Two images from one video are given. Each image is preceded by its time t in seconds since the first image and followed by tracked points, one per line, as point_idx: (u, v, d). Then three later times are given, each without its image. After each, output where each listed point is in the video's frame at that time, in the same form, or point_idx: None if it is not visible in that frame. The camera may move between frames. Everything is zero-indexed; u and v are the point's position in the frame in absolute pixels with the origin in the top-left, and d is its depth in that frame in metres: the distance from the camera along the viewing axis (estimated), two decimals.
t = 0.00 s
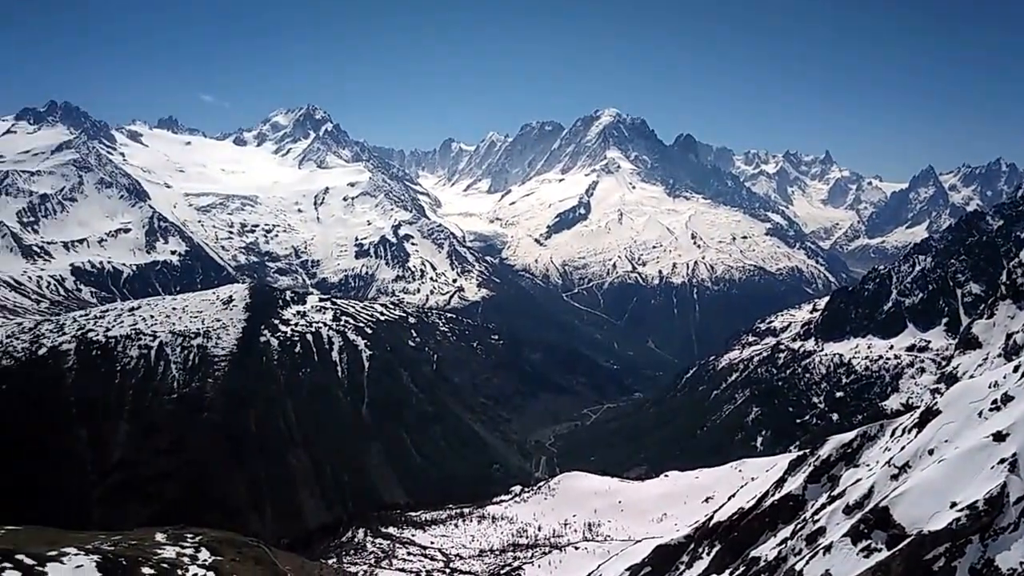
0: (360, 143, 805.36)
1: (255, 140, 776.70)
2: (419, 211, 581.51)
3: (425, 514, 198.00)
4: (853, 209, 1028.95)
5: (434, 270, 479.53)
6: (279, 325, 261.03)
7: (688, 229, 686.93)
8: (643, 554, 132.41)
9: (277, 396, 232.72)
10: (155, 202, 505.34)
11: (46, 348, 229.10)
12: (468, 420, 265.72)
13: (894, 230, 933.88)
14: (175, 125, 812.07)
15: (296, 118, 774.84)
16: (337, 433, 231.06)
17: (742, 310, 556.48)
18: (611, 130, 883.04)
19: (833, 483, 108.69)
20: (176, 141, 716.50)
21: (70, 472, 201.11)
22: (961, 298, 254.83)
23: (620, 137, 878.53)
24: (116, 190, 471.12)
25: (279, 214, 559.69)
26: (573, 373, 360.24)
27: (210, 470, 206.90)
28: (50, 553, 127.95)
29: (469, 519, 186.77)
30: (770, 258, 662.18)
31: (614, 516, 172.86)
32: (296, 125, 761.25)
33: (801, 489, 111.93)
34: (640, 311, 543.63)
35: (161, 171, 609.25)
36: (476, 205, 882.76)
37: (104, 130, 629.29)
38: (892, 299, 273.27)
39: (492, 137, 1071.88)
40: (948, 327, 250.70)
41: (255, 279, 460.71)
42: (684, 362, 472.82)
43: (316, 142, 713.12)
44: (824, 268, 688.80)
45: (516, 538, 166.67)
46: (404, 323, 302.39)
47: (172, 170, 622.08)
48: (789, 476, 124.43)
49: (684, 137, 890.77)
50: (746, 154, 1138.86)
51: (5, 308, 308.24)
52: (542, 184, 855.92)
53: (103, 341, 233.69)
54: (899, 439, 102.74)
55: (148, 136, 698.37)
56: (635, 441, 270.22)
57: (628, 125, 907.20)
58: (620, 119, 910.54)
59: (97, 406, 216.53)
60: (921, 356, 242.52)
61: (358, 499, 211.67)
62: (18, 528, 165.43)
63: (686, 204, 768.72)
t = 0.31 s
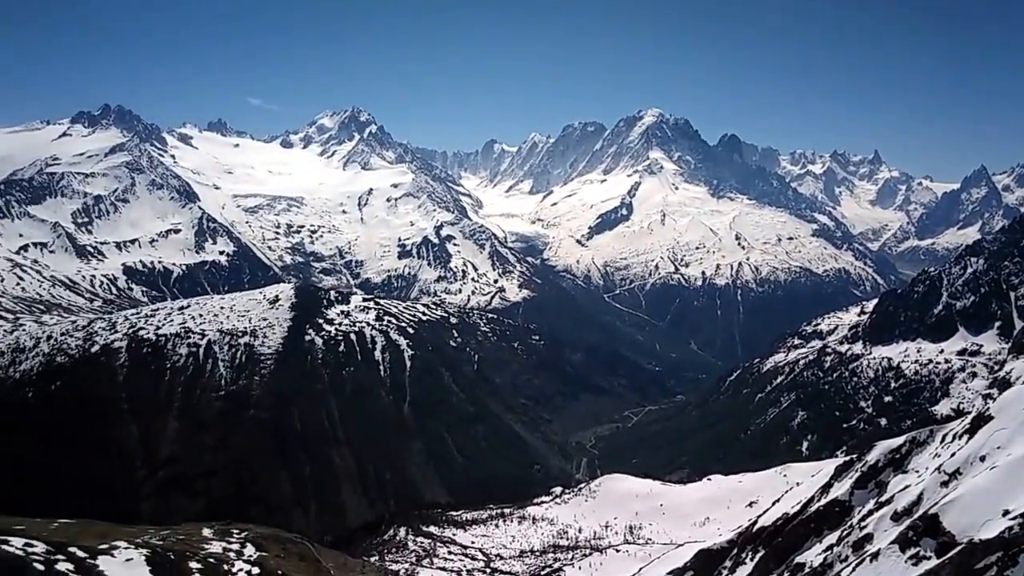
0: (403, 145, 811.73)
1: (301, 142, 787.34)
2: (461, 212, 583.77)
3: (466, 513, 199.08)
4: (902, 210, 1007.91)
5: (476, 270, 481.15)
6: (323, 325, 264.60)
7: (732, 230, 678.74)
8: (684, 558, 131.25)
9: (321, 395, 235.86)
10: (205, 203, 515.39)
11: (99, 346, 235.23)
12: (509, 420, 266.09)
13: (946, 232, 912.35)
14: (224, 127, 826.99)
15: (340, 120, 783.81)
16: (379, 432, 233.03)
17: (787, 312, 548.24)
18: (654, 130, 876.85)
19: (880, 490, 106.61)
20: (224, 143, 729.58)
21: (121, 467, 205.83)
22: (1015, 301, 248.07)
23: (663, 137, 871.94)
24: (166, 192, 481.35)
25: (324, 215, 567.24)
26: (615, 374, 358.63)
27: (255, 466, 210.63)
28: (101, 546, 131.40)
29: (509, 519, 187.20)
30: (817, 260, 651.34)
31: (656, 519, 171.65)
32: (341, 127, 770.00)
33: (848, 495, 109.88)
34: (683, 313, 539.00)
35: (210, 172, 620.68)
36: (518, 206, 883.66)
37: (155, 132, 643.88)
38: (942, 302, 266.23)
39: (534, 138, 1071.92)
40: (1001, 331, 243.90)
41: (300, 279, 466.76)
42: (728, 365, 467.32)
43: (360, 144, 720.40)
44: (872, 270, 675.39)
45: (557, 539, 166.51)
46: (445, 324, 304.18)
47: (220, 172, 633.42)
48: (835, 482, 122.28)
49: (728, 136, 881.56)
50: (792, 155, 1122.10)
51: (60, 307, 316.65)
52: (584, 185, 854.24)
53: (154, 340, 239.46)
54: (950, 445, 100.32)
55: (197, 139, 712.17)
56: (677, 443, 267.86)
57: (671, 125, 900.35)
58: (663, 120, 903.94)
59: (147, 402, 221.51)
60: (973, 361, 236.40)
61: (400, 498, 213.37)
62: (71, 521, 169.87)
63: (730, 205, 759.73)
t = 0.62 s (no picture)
0: (445, 146, 816.47)
1: (345, 143, 796.57)
2: (503, 212, 584.74)
3: (506, 513, 199.51)
4: (954, 210, 984.74)
5: (517, 270, 481.67)
6: (366, 324, 267.40)
7: (777, 230, 669.28)
8: (727, 563, 129.90)
9: (363, 394, 238.33)
10: (252, 204, 524.37)
11: (149, 343, 240.50)
12: (549, 421, 265.68)
13: (999, 232, 889.26)
14: (271, 129, 840.20)
15: (384, 121, 791.06)
16: (420, 431, 234.56)
17: (834, 314, 539.07)
18: (697, 129, 868.75)
19: (930, 496, 104.15)
20: (271, 144, 741.25)
21: (170, 461, 210.31)
22: None
23: (707, 136, 863.53)
24: (215, 192, 490.71)
25: (367, 216, 573.34)
26: (657, 376, 356.29)
27: (298, 464, 213.69)
28: (150, 539, 134.34)
29: (550, 520, 187.20)
30: (864, 261, 639.26)
31: (699, 522, 170.11)
32: (384, 128, 777.34)
33: (896, 501, 107.70)
34: (727, 314, 533.42)
35: (256, 173, 631.05)
36: (560, 206, 882.86)
37: (204, 134, 656.99)
38: (995, 304, 257.80)
39: (576, 138, 1069.68)
40: None
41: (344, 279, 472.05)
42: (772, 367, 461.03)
43: (403, 144, 726.27)
44: (922, 271, 660.79)
45: (597, 541, 165.93)
46: (486, 324, 305.40)
47: (266, 173, 643.66)
48: (882, 487, 119.95)
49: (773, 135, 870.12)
50: (839, 154, 1102.93)
51: (112, 305, 324.57)
52: (626, 185, 850.79)
53: (202, 337, 244.52)
54: (1003, 451, 97.69)
55: (244, 140, 724.50)
56: (720, 446, 265.05)
57: (715, 124, 891.37)
58: (707, 119, 895.23)
59: (195, 399, 226.19)
60: None
61: (442, 496, 214.37)
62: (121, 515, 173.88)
63: (775, 205, 749.01)
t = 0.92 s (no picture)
0: (487, 146, 818.28)
1: (388, 143, 803.13)
2: (544, 212, 584.36)
3: (547, 513, 199.29)
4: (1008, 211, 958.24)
5: (557, 270, 480.74)
6: (407, 322, 269.60)
7: (823, 230, 657.83)
8: (770, 568, 128.21)
9: (405, 392, 240.13)
10: (297, 204, 531.46)
11: (197, 339, 245.79)
12: (590, 420, 264.41)
13: None
14: (315, 130, 850.74)
15: (426, 122, 795.78)
16: (461, 429, 235.07)
17: (882, 316, 528.33)
18: (741, 128, 857.91)
19: (982, 502, 101.47)
20: (316, 145, 750.75)
21: (217, 456, 214.68)
22: None
23: (751, 135, 852.40)
24: (262, 192, 498.57)
25: (409, 215, 577.57)
26: (700, 376, 352.74)
27: (341, 460, 216.43)
28: (197, 532, 137.01)
29: (590, 520, 186.75)
30: (914, 262, 625.29)
31: (742, 526, 168.14)
32: (426, 128, 782.02)
33: (945, 507, 105.26)
34: (772, 315, 526.20)
35: (302, 173, 639.77)
36: (601, 206, 878.97)
37: (251, 135, 667.55)
38: None
39: (618, 137, 1064.35)
40: None
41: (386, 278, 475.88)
42: (818, 370, 453.38)
43: (445, 144, 729.54)
44: (974, 273, 644.15)
45: (639, 543, 164.96)
46: (527, 323, 305.86)
47: (311, 173, 652.08)
48: (931, 494, 117.20)
49: (820, 134, 855.83)
50: (888, 153, 1080.43)
51: (162, 302, 331.70)
52: (668, 184, 844.09)
53: (248, 334, 249.01)
54: None
55: (290, 140, 734.73)
56: (765, 449, 261.40)
57: (760, 123, 879.49)
58: (751, 117, 883.79)
59: (241, 396, 230.43)
60: None
61: (483, 494, 214.61)
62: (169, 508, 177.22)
63: (821, 205, 736.77)
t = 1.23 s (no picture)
0: (529, 145, 818.47)
1: (430, 143, 808.07)
2: (586, 211, 582.32)
3: (586, 513, 198.79)
4: None
5: (599, 270, 478.88)
6: (448, 321, 271.12)
7: (872, 231, 644.81)
8: (815, 573, 126.33)
9: (446, 390, 241.50)
10: (341, 203, 537.45)
11: (243, 336, 250.30)
12: (631, 421, 262.36)
13: None
14: (360, 130, 859.90)
15: (468, 121, 798.65)
16: (501, 428, 235.32)
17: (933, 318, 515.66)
18: (788, 126, 844.93)
19: None
20: (359, 145, 758.80)
21: (261, 451, 218.20)
22: None
23: (798, 133, 838.79)
24: (306, 192, 505.57)
25: (451, 214, 580.94)
26: (744, 377, 348.00)
27: (383, 457, 218.52)
28: (241, 526, 139.45)
29: (630, 522, 185.88)
30: (966, 263, 609.84)
31: (786, 530, 165.88)
32: (468, 128, 784.98)
33: (998, 515, 102.33)
34: (818, 317, 518.84)
35: (346, 173, 647.12)
36: (644, 205, 874.02)
37: (296, 135, 676.93)
38: None
39: (661, 136, 1056.77)
40: None
41: (427, 277, 478.91)
42: (864, 372, 445.46)
43: (487, 144, 731.02)
44: None
45: (680, 545, 163.76)
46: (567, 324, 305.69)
47: (355, 172, 659.03)
48: (984, 501, 114.10)
49: (870, 132, 839.17)
50: (940, 152, 1054.73)
51: (209, 299, 338.04)
52: (712, 184, 835.44)
53: (293, 331, 252.67)
54: None
55: (334, 140, 743.44)
56: (811, 452, 257.44)
57: (806, 121, 865.06)
58: (798, 115, 869.84)
59: (285, 391, 234.01)
60: None
61: (523, 493, 214.59)
62: (216, 501, 180.68)
63: (870, 204, 722.46)
